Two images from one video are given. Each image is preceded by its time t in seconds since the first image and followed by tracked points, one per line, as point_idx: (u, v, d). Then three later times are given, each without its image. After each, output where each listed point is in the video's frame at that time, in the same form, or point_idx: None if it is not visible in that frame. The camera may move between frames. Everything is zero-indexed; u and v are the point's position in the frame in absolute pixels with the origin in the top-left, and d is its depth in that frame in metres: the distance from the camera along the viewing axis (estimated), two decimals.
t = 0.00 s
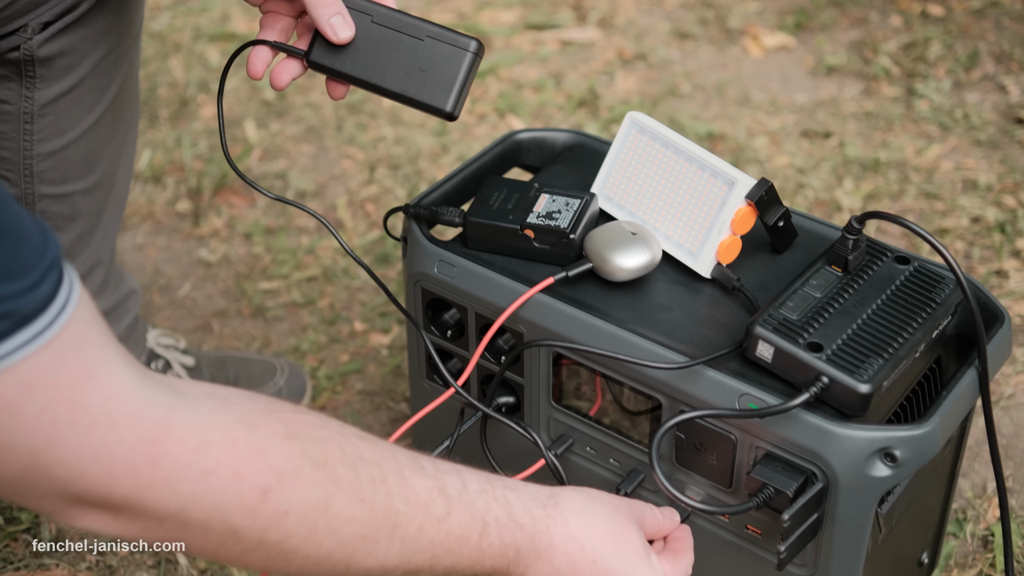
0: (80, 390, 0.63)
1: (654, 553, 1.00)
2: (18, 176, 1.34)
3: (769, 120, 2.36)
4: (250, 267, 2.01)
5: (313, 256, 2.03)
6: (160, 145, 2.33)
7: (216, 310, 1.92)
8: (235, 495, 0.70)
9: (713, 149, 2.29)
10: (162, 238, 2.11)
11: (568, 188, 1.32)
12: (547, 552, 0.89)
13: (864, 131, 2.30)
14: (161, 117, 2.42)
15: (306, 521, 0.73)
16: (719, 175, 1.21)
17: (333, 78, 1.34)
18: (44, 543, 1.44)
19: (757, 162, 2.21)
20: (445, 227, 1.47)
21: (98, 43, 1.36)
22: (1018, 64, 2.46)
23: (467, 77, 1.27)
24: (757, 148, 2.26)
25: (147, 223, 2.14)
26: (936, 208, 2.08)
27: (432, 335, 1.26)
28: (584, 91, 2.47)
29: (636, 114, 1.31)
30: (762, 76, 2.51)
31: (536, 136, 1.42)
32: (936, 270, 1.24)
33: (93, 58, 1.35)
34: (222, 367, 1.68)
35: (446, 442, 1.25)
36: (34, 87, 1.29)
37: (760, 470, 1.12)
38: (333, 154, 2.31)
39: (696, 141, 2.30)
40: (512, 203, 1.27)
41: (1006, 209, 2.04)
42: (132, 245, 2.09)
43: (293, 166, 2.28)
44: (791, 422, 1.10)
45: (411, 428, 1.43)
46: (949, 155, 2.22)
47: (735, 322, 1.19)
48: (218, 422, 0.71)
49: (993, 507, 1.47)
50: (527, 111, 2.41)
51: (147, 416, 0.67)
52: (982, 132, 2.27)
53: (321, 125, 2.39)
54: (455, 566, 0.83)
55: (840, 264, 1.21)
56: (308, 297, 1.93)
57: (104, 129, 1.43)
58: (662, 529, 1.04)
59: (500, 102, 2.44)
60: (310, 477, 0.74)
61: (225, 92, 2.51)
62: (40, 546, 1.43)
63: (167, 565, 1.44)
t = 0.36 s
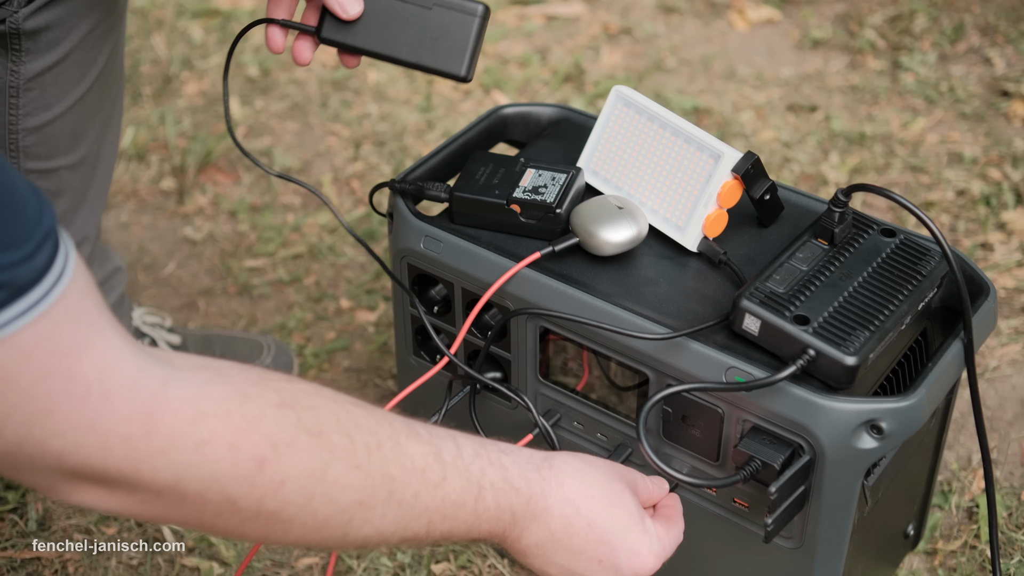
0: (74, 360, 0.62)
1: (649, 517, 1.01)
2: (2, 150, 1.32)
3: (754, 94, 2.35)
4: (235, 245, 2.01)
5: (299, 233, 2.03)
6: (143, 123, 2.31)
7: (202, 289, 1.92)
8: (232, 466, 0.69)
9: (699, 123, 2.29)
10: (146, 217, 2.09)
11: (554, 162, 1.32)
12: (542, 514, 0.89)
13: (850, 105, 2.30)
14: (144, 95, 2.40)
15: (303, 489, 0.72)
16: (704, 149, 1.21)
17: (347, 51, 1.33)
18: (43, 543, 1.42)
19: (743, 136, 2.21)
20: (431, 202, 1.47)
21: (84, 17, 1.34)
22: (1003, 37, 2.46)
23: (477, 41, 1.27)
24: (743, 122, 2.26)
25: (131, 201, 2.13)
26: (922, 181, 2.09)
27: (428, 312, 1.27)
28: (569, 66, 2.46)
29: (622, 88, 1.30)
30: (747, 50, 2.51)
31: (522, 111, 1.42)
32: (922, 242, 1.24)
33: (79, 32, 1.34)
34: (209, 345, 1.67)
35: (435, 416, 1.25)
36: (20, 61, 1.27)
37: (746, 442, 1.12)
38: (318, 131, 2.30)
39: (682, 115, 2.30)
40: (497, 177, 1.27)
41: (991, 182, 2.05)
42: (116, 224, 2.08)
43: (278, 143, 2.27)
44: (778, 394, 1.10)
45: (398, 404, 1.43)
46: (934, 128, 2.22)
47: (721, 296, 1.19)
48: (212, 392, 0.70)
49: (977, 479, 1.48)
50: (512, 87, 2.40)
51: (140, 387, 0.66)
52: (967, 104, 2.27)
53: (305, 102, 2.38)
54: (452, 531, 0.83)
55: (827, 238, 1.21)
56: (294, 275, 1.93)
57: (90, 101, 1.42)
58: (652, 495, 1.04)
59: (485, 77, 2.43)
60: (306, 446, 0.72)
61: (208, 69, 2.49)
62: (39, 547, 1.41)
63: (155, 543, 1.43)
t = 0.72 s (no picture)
0: (80, 338, 0.63)
1: (642, 500, 1.01)
2: None
3: (741, 76, 2.35)
4: (222, 231, 2.00)
5: (286, 219, 2.02)
6: (128, 109, 2.31)
7: (189, 275, 1.91)
8: (232, 443, 0.70)
9: (686, 106, 2.29)
10: (133, 203, 2.09)
11: (540, 146, 1.32)
12: (535, 496, 0.89)
13: (837, 87, 2.31)
14: (129, 80, 2.40)
15: (302, 465, 0.73)
16: (690, 132, 1.21)
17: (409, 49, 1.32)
18: (44, 543, 1.41)
19: (730, 119, 2.21)
20: (418, 187, 1.47)
21: (72, 7, 1.32)
22: (990, 17, 2.45)
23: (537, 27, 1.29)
24: (730, 105, 2.26)
25: (117, 187, 2.12)
26: (909, 162, 2.09)
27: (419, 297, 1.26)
28: (556, 50, 2.45)
29: (607, 71, 1.30)
30: (734, 32, 2.51)
31: (507, 94, 1.42)
32: (908, 224, 1.24)
33: (66, 22, 1.32)
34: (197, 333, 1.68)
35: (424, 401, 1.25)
36: (6, 52, 1.27)
37: (734, 425, 1.12)
38: (304, 117, 2.29)
39: (669, 98, 2.30)
40: (483, 161, 1.27)
41: (977, 163, 2.06)
42: (102, 210, 2.07)
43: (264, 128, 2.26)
44: (765, 377, 1.10)
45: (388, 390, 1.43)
46: (921, 110, 2.23)
47: (708, 279, 1.19)
48: (214, 370, 0.71)
49: (964, 460, 1.49)
50: (498, 71, 2.40)
51: (144, 365, 0.66)
52: (954, 86, 2.27)
53: (291, 87, 2.37)
54: (447, 512, 0.84)
55: (813, 220, 1.21)
56: (281, 260, 1.92)
57: (80, 88, 1.41)
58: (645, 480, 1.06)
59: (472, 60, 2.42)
60: (305, 423, 0.73)
61: (193, 54, 2.48)
62: (41, 547, 1.40)
63: (144, 530, 1.44)
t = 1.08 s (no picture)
0: None
1: None
2: None
3: (729, 60, 2.35)
4: (210, 218, 2.00)
5: (273, 205, 2.03)
6: (114, 95, 2.30)
7: (176, 262, 1.91)
8: None
9: (673, 91, 2.29)
10: (119, 190, 2.08)
11: (528, 131, 1.32)
12: None
13: (825, 70, 2.31)
14: (115, 66, 2.38)
15: None
16: (678, 116, 1.21)
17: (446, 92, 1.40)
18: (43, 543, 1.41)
19: (718, 102, 2.21)
20: (406, 174, 1.48)
21: (53, 4, 1.27)
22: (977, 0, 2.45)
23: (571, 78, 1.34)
24: (718, 89, 2.26)
25: (103, 174, 2.11)
26: (896, 145, 2.10)
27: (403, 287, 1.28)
28: (544, 35, 2.44)
29: (594, 56, 1.30)
30: (722, 16, 2.50)
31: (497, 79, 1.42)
32: (895, 206, 1.24)
33: (47, 20, 1.27)
34: (184, 320, 1.66)
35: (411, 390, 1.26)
36: None
37: (722, 409, 1.12)
38: (291, 102, 2.28)
39: (657, 82, 2.30)
40: (471, 146, 1.26)
41: (965, 145, 2.06)
42: (88, 197, 2.06)
43: (251, 114, 2.25)
44: (753, 360, 1.10)
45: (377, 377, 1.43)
46: (909, 93, 2.23)
47: (696, 263, 1.19)
48: None
49: (952, 441, 1.50)
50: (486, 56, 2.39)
51: None
52: (941, 69, 2.27)
53: (278, 72, 2.36)
54: None
55: (800, 203, 1.21)
56: (270, 247, 1.93)
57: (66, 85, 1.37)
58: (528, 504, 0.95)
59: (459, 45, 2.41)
60: None
61: (179, 40, 2.47)
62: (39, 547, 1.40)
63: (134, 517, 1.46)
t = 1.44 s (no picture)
0: None
1: None
2: None
3: (718, 45, 2.35)
4: (198, 206, 2.00)
5: (262, 193, 2.03)
6: (101, 83, 2.29)
7: (165, 250, 1.90)
8: None
9: (662, 76, 2.29)
10: (107, 178, 2.07)
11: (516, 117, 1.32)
12: None
13: (813, 55, 2.31)
14: (101, 54, 2.37)
15: None
16: (667, 101, 1.21)
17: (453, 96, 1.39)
18: (44, 543, 1.40)
19: (707, 88, 2.22)
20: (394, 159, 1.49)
21: None
22: None
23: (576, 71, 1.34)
24: (707, 74, 2.26)
25: (91, 162, 2.11)
26: (885, 130, 2.10)
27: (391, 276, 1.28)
28: (532, 21, 2.44)
29: (582, 41, 1.30)
30: (710, 2, 2.50)
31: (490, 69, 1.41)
32: (884, 190, 1.24)
33: (22, 17, 1.25)
34: (173, 308, 1.66)
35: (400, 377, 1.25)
36: None
37: (712, 394, 1.11)
38: (279, 89, 2.28)
39: (645, 68, 2.29)
40: (459, 133, 1.26)
41: (953, 129, 2.06)
42: (76, 185, 2.05)
43: (239, 102, 2.25)
44: (742, 345, 1.09)
45: (366, 364, 1.43)
46: (897, 77, 2.23)
47: (685, 248, 1.19)
48: None
49: (940, 425, 1.51)
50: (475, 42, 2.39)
51: None
52: (930, 53, 2.27)
53: (266, 59, 2.36)
54: None
55: (789, 187, 1.21)
56: (258, 235, 1.93)
57: (42, 80, 1.34)
58: None
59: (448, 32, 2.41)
60: None
61: (166, 27, 2.47)
62: (40, 547, 1.39)
63: (124, 506, 1.46)
